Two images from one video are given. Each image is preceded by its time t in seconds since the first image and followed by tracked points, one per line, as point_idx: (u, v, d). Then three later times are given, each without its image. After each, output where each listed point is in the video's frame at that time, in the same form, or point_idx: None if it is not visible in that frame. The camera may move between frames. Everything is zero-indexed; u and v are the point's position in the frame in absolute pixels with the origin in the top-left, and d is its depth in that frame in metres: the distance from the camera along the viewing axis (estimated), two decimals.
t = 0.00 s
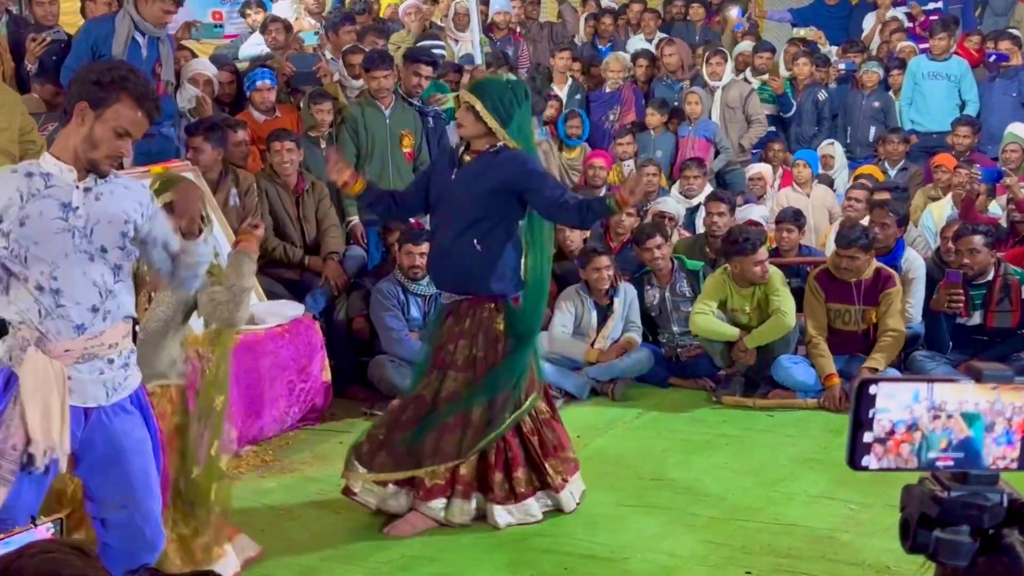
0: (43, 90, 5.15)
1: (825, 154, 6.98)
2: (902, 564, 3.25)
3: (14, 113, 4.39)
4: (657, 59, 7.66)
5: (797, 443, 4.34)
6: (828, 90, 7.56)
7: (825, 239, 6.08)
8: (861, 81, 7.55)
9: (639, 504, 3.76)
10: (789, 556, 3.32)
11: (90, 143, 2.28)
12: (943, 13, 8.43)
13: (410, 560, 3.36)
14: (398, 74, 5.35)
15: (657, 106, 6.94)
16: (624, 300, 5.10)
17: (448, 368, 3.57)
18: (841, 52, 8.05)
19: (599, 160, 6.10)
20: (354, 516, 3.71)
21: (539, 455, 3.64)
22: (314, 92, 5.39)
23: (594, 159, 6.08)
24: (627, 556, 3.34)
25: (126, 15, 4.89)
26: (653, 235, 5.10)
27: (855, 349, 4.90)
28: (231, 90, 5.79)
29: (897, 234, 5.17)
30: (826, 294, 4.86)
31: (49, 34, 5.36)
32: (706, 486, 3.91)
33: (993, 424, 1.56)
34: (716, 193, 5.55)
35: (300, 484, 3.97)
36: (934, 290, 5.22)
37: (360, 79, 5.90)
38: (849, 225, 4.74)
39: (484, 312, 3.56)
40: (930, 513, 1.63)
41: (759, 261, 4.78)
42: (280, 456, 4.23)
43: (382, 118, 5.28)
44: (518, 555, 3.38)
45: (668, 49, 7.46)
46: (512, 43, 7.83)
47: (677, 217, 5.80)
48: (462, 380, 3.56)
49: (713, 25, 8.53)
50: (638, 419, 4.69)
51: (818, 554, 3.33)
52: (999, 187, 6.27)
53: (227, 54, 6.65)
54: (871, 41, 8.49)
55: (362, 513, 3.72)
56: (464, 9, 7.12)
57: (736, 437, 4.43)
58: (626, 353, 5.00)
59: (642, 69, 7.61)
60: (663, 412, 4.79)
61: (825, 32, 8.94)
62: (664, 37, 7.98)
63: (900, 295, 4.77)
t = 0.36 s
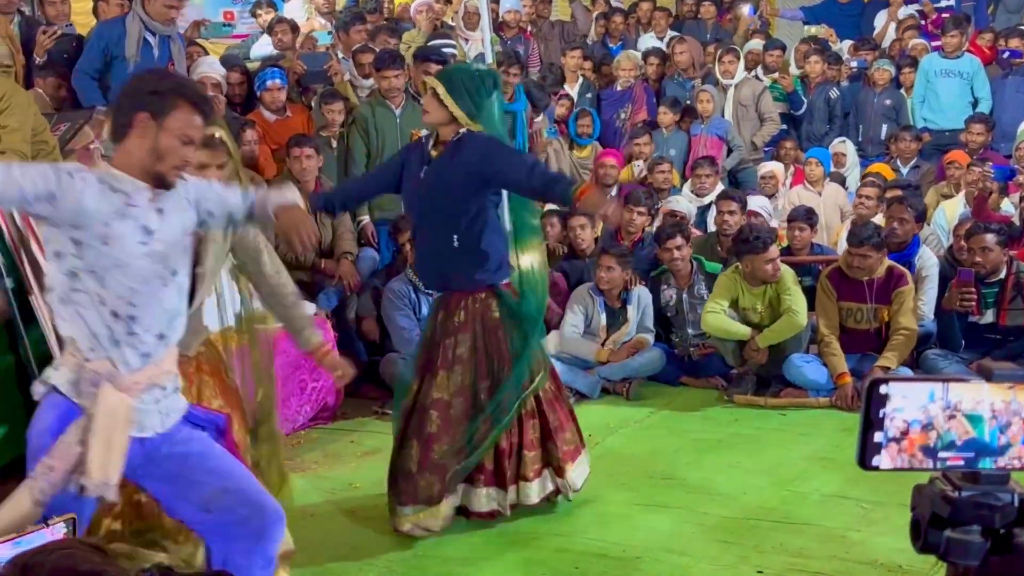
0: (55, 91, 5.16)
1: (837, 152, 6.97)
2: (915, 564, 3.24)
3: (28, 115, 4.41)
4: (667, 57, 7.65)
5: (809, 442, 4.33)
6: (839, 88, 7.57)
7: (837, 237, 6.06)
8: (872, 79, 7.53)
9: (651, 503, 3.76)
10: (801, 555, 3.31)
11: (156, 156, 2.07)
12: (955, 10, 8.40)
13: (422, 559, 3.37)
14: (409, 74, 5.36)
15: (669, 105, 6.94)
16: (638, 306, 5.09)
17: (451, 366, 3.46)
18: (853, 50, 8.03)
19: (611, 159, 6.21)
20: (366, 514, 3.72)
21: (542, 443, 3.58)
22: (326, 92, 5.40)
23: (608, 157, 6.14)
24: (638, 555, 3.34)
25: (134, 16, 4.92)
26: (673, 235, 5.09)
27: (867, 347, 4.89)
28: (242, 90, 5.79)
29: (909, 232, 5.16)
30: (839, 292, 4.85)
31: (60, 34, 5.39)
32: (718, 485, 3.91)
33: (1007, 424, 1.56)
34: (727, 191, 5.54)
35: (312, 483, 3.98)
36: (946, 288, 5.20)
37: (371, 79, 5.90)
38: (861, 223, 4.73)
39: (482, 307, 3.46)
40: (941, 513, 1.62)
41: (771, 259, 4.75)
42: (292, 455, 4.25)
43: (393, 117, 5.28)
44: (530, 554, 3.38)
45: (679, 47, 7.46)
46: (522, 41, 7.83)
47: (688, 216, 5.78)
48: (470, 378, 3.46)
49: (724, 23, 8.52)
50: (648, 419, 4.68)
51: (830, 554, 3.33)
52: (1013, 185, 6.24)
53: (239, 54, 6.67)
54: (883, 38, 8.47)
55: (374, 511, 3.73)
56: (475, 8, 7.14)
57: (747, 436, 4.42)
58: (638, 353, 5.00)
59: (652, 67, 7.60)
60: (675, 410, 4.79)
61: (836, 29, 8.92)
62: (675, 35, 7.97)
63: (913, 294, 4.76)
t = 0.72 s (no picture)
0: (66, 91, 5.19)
1: (846, 151, 6.95)
2: (924, 564, 3.23)
3: (37, 113, 4.40)
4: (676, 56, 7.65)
5: (818, 442, 4.32)
6: (847, 87, 7.56)
7: (846, 237, 6.05)
8: (881, 77, 7.51)
9: (659, 502, 3.75)
10: (810, 555, 3.31)
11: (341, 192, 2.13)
12: (964, 8, 8.37)
13: (431, 559, 3.38)
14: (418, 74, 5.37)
15: (678, 105, 6.93)
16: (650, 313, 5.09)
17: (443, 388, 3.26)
18: (862, 48, 8.02)
19: (619, 159, 6.30)
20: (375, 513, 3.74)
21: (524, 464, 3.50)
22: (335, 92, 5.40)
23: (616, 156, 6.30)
24: (647, 555, 3.34)
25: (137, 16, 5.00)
26: (696, 232, 5.07)
27: (877, 346, 4.88)
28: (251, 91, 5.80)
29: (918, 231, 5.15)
30: (849, 292, 4.84)
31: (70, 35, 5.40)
32: (727, 484, 3.90)
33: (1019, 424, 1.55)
34: (736, 190, 5.53)
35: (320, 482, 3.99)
36: (956, 287, 5.18)
37: (379, 79, 5.91)
38: (870, 223, 4.72)
39: (466, 326, 3.20)
40: (950, 513, 1.59)
41: (779, 259, 4.75)
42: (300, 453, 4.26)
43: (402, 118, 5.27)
44: (539, 554, 3.38)
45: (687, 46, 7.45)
46: (530, 41, 7.83)
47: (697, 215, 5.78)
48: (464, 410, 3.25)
49: (733, 22, 8.52)
50: (656, 418, 4.68)
51: (839, 553, 3.32)
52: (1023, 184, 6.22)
53: (247, 54, 6.68)
54: (893, 37, 8.44)
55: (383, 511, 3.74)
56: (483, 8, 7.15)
57: (756, 436, 4.41)
58: (646, 355, 5.00)
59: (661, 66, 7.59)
60: (683, 410, 4.78)
61: (845, 28, 8.91)
62: (683, 35, 7.97)
63: (922, 294, 4.74)
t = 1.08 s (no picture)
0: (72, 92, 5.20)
1: (852, 152, 6.95)
2: (930, 564, 3.23)
3: (43, 115, 4.41)
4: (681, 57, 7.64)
5: (823, 442, 4.32)
6: (853, 88, 7.55)
7: (853, 237, 6.05)
8: (887, 78, 7.51)
9: (665, 503, 3.75)
10: (815, 556, 3.31)
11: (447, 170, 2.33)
12: (970, 9, 8.36)
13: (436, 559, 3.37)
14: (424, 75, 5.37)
15: (684, 106, 6.93)
16: (657, 313, 5.09)
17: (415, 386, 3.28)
18: (868, 49, 8.01)
19: (624, 159, 6.28)
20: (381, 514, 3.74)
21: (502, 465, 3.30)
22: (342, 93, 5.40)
23: (620, 158, 6.26)
24: (652, 556, 3.34)
25: (147, 20, 5.03)
26: (708, 235, 5.04)
27: (882, 347, 4.88)
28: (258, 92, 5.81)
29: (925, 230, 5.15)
30: (854, 292, 4.83)
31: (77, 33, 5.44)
32: (732, 485, 3.91)
33: None
34: (740, 191, 5.53)
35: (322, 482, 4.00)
36: (962, 288, 5.17)
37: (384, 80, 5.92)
38: (876, 223, 4.72)
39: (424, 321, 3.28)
40: (958, 513, 1.59)
41: (784, 259, 4.73)
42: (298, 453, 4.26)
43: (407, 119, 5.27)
44: (545, 554, 3.38)
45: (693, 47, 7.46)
46: (535, 42, 7.84)
47: (702, 216, 5.78)
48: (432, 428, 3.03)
49: (738, 23, 8.52)
50: (661, 419, 4.67)
51: (845, 554, 3.32)
52: None
53: (253, 55, 6.70)
54: (898, 38, 8.44)
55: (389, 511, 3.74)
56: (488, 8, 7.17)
57: (761, 437, 4.41)
58: (652, 355, 5.00)
59: (666, 67, 7.60)
60: (689, 410, 4.79)
61: (850, 29, 8.90)
62: (689, 35, 7.97)
63: (928, 294, 4.73)
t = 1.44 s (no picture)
0: (77, 95, 5.21)
1: (855, 154, 6.96)
2: (934, 566, 3.23)
3: (48, 118, 4.42)
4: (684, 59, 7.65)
5: (826, 444, 4.33)
6: (856, 91, 7.56)
7: (857, 240, 6.05)
8: (890, 81, 7.52)
9: (667, 505, 3.76)
10: (820, 558, 3.31)
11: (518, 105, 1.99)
12: (973, 12, 8.36)
13: (441, 560, 3.37)
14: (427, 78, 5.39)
15: (688, 109, 6.93)
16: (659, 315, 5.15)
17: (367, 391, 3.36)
18: (871, 52, 8.02)
19: (626, 162, 6.29)
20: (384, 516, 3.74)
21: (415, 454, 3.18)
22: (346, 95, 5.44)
23: (623, 160, 6.28)
24: (655, 558, 3.34)
25: (161, 21, 5.04)
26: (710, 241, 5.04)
27: (886, 349, 4.88)
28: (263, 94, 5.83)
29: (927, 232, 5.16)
30: (858, 293, 4.83)
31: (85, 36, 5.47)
32: (736, 487, 3.91)
33: None
34: (741, 194, 5.54)
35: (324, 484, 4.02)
36: (965, 291, 5.18)
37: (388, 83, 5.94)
38: (880, 226, 4.73)
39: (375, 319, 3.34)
40: (962, 515, 1.61)
41: (782, 261, 4.75)
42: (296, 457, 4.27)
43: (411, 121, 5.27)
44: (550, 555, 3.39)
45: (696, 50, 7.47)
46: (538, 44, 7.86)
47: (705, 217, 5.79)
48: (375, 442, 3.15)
49: (740, 26, 8.53)
50: (664, 422, 4.68)
51: (849, 556, 3.32)
52: None
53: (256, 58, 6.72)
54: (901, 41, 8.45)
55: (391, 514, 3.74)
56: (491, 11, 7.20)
57: (765, 439, 4.42)
58: (655, 357, 5.04)
59: (668, 70, 7.61)
60: (691, 413, 4.79)
61: (852, 32, 8.91)
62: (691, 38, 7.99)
63: (931, 297, 4.74)
